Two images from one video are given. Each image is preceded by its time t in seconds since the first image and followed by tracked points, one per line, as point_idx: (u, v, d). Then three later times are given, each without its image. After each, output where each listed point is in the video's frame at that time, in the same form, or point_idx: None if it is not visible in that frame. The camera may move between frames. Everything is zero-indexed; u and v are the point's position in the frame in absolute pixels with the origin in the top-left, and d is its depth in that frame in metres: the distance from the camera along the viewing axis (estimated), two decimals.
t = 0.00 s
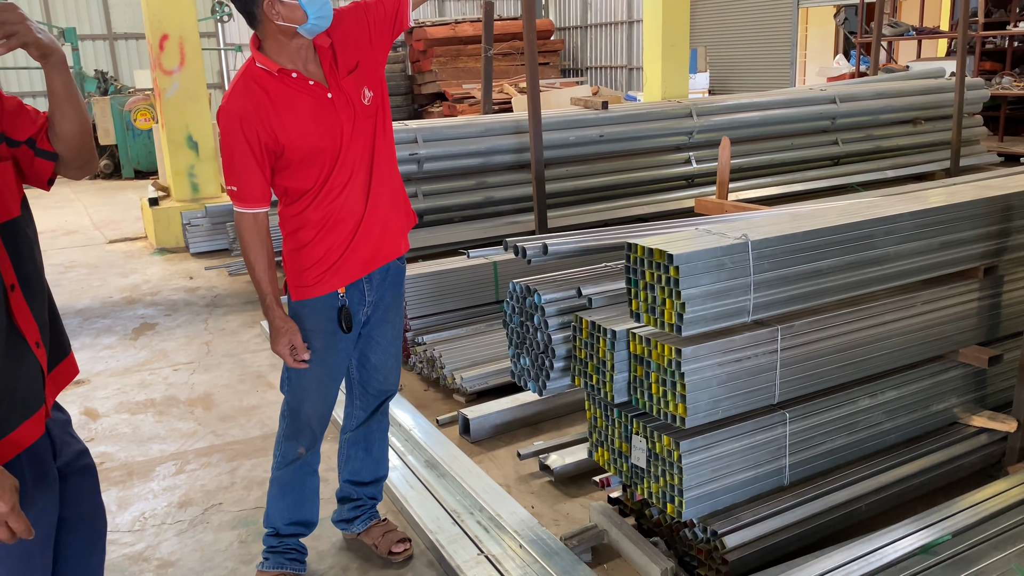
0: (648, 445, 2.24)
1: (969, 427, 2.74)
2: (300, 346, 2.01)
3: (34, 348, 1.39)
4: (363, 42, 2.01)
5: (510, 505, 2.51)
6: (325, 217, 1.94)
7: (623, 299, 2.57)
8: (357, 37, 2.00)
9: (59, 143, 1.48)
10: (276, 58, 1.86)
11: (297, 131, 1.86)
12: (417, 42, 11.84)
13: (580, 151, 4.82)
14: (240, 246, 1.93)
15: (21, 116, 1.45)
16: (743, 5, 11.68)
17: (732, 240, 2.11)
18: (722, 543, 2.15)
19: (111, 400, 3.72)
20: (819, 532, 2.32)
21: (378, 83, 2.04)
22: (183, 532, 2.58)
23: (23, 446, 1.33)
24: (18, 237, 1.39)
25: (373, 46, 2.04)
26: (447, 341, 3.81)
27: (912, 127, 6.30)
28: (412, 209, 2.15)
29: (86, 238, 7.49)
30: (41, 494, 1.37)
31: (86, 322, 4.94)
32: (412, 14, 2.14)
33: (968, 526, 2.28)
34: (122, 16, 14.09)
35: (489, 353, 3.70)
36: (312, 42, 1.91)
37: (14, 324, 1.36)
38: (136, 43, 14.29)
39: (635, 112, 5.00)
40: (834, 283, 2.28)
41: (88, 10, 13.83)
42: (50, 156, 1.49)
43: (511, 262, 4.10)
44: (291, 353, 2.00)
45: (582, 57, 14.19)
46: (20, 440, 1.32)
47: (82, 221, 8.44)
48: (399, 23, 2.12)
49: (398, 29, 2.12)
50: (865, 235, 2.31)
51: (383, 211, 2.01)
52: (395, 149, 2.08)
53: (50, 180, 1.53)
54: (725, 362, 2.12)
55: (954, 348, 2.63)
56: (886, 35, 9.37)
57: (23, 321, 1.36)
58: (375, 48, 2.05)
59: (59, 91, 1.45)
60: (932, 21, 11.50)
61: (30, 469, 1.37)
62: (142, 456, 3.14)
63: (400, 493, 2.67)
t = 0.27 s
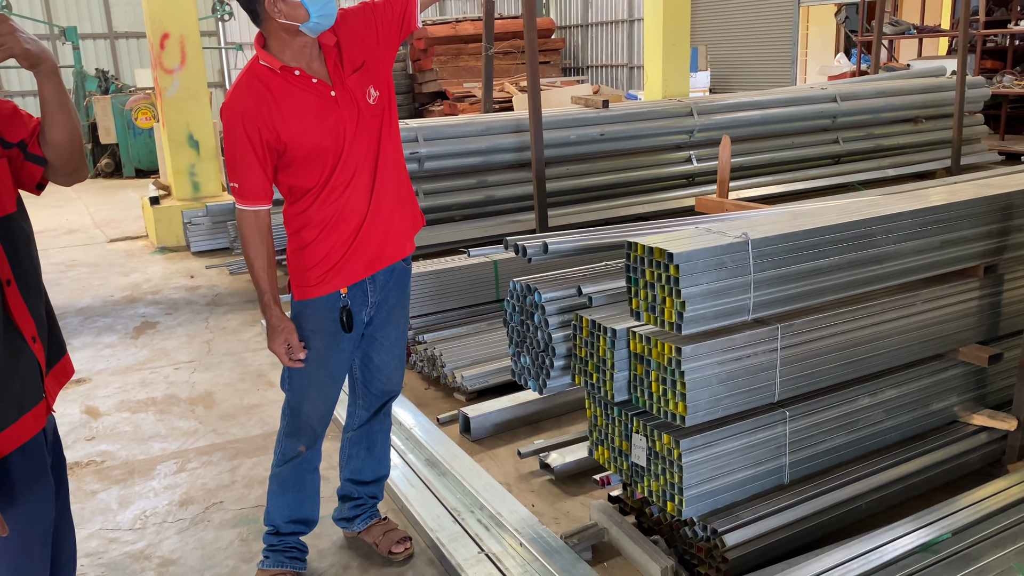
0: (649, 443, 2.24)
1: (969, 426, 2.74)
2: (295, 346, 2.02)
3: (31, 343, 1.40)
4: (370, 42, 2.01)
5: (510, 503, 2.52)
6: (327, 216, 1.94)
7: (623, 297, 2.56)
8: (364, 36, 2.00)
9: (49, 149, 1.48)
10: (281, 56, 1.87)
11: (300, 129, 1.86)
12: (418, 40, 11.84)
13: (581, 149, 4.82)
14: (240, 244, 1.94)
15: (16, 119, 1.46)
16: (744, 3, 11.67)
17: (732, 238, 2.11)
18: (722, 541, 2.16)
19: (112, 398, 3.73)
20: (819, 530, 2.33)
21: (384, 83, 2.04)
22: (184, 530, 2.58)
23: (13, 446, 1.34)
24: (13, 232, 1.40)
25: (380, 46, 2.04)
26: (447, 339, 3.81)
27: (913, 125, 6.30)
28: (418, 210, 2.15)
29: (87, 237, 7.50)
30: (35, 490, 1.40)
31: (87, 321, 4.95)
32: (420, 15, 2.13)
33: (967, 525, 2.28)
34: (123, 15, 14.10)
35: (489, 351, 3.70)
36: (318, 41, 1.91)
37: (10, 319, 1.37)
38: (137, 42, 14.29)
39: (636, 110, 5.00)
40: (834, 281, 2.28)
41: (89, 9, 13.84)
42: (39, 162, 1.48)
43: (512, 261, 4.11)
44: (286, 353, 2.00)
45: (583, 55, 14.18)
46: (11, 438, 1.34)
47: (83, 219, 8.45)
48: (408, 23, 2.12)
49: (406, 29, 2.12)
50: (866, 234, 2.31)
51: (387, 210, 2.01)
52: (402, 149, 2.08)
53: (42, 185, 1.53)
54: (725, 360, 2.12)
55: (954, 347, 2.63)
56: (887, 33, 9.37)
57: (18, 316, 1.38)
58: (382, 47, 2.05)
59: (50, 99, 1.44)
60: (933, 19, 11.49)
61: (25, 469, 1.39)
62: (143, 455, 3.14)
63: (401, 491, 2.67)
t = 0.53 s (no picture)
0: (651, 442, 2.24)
1: (972, 424, 2.74)
2: (296, 345, 2.02)
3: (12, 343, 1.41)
4: (374, 41, 2.01)
5: (512, 503, 2.52)
6: (327, 215, 1.94)
7: (624, 296, 2.55)
8: (368, 36, 2.00)
9: (49, 157, 1.48)
10: (283, 54, 1.87)
11: (299, 127, 1.86)
12: (419, 40, 11.85)
13: (583, 148, 4.81)
14: (242, 241, 1.95)
15: (17, 124, 1.46)
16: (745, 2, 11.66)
17: (734, 237, 2.11)
18: (724, 539, 2.15)
19: (114, 398, 3.73)
20: (821, 529, 2.32)
21: (388, 82, 2.03)
22: (186, 529, 2.58)
23: None
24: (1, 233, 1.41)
25: (384, 46, 2.04)
26: (449, 338, 3.82)
27: (915, 124, 6.28)
28: (422, 211, 2.15)
29: (89, 236, 7.51)
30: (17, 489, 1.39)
31: (90, 320, 4.95)
32: (426, 15, 2.13)
33: (969, 523, 2.27)
34: (125, 14, 14.11)
35: (491, 350, 3.70)
36: (320, 39, 1.91)
37: None
38: (138, 42, 14.31)
39: (638, 109, 4.99)
40: (836, 280, 2.28)
41: (91, 9, 13.86)
42: (38, 169, 1.48)
43: (513, 260, 4.11)
44: (285, 350, 2.00)
45: (584, 54, 14.17)
46: None
47: (86, 219, 8.46)
48: (413, 23, 2.11)
49: (411, 30, 2.12)
50: (867, 232, 2.31)
51: (388, 209, 2.00)
52: (405, 149, 2.07)
53: (40, 190, 1.53)
54: (727, 359, 2.12)
55: (957, 345, 2.62)
56: (889, 32, 9.35)
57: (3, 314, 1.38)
58: (386, 47, 2.04)
59: (50, 107, 1.45)
60: (935, 17, 11.46)
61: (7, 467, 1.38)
62: (146, 454, 3.15)
63: (403, 490, 2.68)
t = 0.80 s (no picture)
0: (652, 441, 2.24)
1: (974, 423, 2.73)
2: (297, 346, 2.02)
3: None
4: (375, 41, 2.01)
5: (514, 502, 2.52)
6: (327, 215, 1.95)
7: (626, 296, 2.55)
8: (369, 36, 2.00)
9: (23, 185, 1.54)
10: (284, 53, 1.87)
11: (299, 127, 1.86)
12: (421, 39, 11.84)
13: (584, 148, 4.81)
14: (242, 241, 1.96)
15: None
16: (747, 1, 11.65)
17: (735, 236, 2.11)
18: (726, 539, 2.15)
19: (116, 398, 3.74)
20: (823, 528, 2.32)
21: (389, 83, 2.03)
22: (188, 529, 2.59)
23: None
24: None
25: (384, 46, 2.04)
26: (451, 338, 3.82)
27: (918, 123, 6.27)
28: (424, 212, 2.14)
29: (91, 236, 7.52)
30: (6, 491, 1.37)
31: (92, 320, 4.96)
32: (427, 15, 2.13)
33: (971, 523, 2.27)
34: (127, 15, 14.13)
35: (493, 350, 3.70)
36: (321, 39, 1.91)
37: None
38: (141, 42, 14.34)
39: (639, 109, 4.99)
40: (836, 279, 2.28)
41: (93, 9, 13.88)
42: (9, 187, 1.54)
43: (515, 260, 4.11)
44: (286, 350, 2.01)
45: (586, 54, 14.16)
46: None
47: (88, 219, 8.48)
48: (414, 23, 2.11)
49: (412, 31, 2.12)
50: (868, 231, 2.31)
51: (389, 210, 2.01)
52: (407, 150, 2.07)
53: None
54: (729, 358, 2.12)
55: (958, 344, 2.62)
56: (891, 31, 9.34)
57: None
58: (387, 46, 2.05)
59: (43, 144, 1.52)
60: (937, 16, 11.44)
61: None
62: (148, 454, 3.15)
63: (405, 489, 2.68)
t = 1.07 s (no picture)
0: (655, 442, 2.24)
1: (976, 423, 2.73)
2: (299, 346, 2.02)
3: None
4: (379, 44, 2.02)
5: (516, 502, 2.52)
6: (330, 217, 1.95)
7: (628, 296, 2.55)
8: (373, 38, 2.01)
9: None
10: (287, 55, 1.88)
11: (303, 129, 1.87)
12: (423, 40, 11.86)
13: (587, 148, 4.81)
14: (246, 242, 1.96)
15: None
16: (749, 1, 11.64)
17: (738, 236, 2.11)
18: (729, 539, 2.16)
19: (120, 399, 3.75)
20: (825, 528, 2.33)
21: (392, 85, 2.04)
22: (192, 529, 2.60)
23: None
24: None
25: (388, 48, 2.05)
26: (453, 338, 3.82)
27: (920, 122, 6.26)
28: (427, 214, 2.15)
29: (95, 238, 7.53)
30: None
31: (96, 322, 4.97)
32: (431, 18, 2.13)
33: (974, 523, 2.27)
34: (129, 16, 14.16)
35: (495, 350, 3.71)
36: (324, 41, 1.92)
37: None
38: (143, 44, 14.36)
39: (641, 109, 4.99)
40: (838, 280, 2.28)
41: (95, 11, 13.91)
42: None
43: (517, 260, 4.11)
44: (288, 350, 2.01)
45: (588, 54, 14.16)
46: None
47: (91, 220, 8.50)
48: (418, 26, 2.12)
49: (415, 34, 2.12)
50: (870, 231, 2.31)
51: (391, 212, 2.01)
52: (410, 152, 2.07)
53: None
54: (731, 359, 2.12)
55: (960, 344, 2.62)
56: (893, 30, 9.33)
57: None
58: (391, 49, 2.05)
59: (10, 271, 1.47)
60: (940, 15, 11.42)
61: None
62: (152, 455, 3.16)
63: (408, 490, 2.69)
